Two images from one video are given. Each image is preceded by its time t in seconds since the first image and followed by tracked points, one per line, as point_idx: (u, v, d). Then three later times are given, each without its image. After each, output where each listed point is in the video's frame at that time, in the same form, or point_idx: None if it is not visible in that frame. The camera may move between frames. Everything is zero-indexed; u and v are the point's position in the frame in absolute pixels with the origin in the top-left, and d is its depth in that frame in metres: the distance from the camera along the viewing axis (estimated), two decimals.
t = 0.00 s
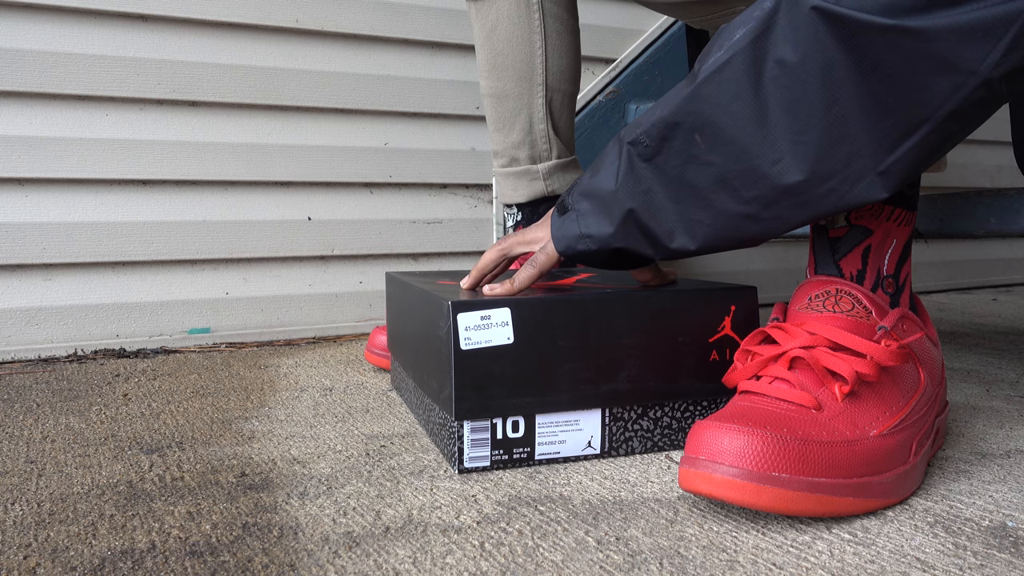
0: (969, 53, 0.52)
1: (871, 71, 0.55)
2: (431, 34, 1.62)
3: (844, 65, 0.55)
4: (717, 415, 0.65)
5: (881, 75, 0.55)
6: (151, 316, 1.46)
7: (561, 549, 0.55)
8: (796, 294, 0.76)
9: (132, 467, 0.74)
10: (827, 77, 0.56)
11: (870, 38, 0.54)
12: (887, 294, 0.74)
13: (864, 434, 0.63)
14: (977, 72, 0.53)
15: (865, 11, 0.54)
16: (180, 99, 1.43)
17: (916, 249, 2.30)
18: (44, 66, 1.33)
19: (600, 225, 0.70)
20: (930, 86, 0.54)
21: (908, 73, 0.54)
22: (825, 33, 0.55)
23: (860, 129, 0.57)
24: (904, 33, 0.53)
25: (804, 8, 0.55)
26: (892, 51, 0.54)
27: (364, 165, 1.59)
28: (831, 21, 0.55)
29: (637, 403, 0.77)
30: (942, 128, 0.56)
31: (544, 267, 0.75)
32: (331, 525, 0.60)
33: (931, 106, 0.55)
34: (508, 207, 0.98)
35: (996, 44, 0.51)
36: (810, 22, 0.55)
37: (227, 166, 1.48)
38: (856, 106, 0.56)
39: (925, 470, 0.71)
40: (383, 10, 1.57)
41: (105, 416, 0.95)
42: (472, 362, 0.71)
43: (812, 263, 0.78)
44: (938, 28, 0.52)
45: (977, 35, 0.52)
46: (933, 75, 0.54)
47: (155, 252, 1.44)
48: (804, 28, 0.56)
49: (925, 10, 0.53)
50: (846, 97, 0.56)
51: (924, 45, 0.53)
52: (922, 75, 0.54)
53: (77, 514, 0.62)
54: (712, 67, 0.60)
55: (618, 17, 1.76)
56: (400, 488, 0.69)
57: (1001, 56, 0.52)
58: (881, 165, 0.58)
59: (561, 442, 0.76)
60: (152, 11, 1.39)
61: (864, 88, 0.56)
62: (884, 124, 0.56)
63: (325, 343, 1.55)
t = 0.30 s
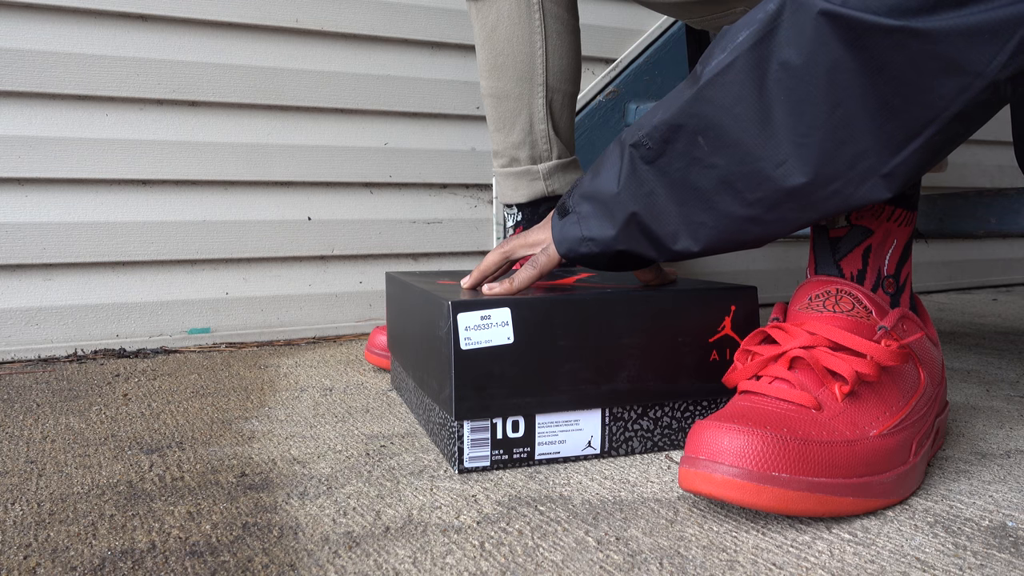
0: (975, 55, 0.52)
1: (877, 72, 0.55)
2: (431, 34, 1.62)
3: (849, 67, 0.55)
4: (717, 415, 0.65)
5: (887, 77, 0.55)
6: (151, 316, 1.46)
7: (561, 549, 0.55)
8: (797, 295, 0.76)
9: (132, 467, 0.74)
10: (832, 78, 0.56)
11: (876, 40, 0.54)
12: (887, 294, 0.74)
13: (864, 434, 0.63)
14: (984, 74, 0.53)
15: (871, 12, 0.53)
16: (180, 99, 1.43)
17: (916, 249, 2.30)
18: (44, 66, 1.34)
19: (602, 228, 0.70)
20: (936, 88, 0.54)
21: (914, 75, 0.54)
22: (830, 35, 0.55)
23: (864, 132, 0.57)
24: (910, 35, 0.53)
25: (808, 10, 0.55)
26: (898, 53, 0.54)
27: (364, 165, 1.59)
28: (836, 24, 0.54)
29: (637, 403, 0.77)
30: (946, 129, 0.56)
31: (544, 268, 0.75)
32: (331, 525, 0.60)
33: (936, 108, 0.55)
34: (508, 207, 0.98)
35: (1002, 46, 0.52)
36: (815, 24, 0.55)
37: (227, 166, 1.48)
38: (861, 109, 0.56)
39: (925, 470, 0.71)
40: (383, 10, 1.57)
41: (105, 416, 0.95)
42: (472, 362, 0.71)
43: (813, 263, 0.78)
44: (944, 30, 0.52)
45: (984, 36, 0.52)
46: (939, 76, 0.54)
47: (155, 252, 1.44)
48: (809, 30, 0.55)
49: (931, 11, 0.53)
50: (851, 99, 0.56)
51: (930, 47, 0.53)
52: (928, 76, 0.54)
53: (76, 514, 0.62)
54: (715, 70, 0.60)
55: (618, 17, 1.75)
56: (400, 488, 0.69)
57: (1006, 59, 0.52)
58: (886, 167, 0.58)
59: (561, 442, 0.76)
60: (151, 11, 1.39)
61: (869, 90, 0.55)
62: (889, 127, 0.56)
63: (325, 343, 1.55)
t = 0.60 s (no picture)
0: (978, 57, 0.52)
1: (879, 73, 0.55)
2: (431, 34, 1.62)
3: (850, 68, 0.55)
4: (717, 415, 0.65)
5: (889, 78, 0.55)
6: (151, 316, 1.46)
7: (561, 549, 0.55)
8: (796, 295, 0.76)
9: (132, 467, 0.74)
10: (833, 80, 0.56)
11: (877, 41, 0.54)
12: (887, 294, 0.74)
13: (864, 434, 0.63)
14: (985, 75, 0.53)
15: (873, 14, 0.53)
16: (180, 99, 1.43)
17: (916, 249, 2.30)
18: (44, 66, 1.34)
19: (602, 229, 0.70)
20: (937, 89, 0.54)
21: (916, 76, 0.54)
22: (832, 36, 0.55)
23: (865, 133, 0.57)
24: (912, 36, 0.53)
25: (810, 11, 0.55)
26: (900, 54, 0.54)
27: (364, 165, 1.59)
28: (838, 25, 0.54)
29: (637, 403, 0.77)
30: (947, 130, 0.56)
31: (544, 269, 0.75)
32: (331, 525, 0.60)
33: (938, 109, 0.55)
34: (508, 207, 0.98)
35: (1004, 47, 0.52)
36: (817, 25, 0.55)
37: (227, 166, 1.48)
38: (862, 110, 0.56)
39: (925, 471, 0.71)
40: (383, 10, 1.57)
41: (105, 416, 0.95)
42: (472, 362, 0.71)
43: (813, 264, 0.77)
44: (947, 30, 0.52)
45: (986, 36, 0.52)
46: (941, 78, 0.54)
47: (155, 252, 1.44)
48: (810, 31, 0.55)
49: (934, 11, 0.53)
50: (852, 101, 0.56)
51: (932, 48, 0.53)
52: (929, 77, 0.54)
53: (76, 514, 0.62)
54: (716, 71, 0.60)
55: (618, 17, 1.76)
56: (400, 488, 0.69)
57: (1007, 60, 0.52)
58: (887, 168, 0.58)
59: (561, 442, 0.76)
60: (151, 11, 1.39)
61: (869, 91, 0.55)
62: (890, 128, 0.56)
63: (326, 343, 1.55)
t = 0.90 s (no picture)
0: (973, 56, 0.52)
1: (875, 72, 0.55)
2: (431, 34, 1.62)
3: (845, 68, 0.55)
4: (717, 415, 0.65)
5: (885, 77, 0.54)
6: (151, 316, 1.46)
7: (561, 549, 0.55)
8: (796, 295, 0.76)
9: (132, 467, 0.74)
10: (830, 80, 0.56)
11: (873, 40, 0.54)
12: (886, 294, 0.74)
13: (864, 434, 0.63)
14: (981, 74, 0.53)
15: (869, 13, 0.53)
16: (180, 99, 1.43)
17: (916, 249, 2.30)
18: (44, 66, 1.34)
19: (600, 229, 0.70)
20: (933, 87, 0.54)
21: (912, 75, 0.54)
22: (828, 36, 0.54)
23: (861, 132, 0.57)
24: (908, 35, 0.53)
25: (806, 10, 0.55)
26: (895, 54, 0.53)
27: (364, 165, 1.59)
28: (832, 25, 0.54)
29: (637, 402, 0.77)
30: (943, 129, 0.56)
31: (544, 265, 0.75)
32: (331, 525, 0.60)
33: (933, 108, 0.55)
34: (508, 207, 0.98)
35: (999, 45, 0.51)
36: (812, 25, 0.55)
37: (227, 166, 1.48)
38: (859, 110, 0.56)
39: (925, 470, 0.71)
40: (383, 10, 1.57)
41: (105, 416, 0.95)
42: (472, 362, 0.71)
43: (812, 264, 0.78)
44: (942, 29, 0.52)
45: (981, 34, 0.51)
46: (937, 77, 0.54)
47: (155, 252, 1.44)
48: (806, 31, 0.55)
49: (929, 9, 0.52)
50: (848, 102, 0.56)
51: (928, 47, 0.53)
52: (926, 75, 0.54)
53: (76, 514, 0.62)
54: (713, 72, 0.60)
55: (618, 18, 1.76)
56: (400, 488, 0.69)
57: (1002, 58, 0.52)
58: (885, 167, 0.58)
59: (561, 442, 0.76)
60: (151, 11, 1.39)
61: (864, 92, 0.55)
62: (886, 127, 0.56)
63: (326, 343, 1.55)
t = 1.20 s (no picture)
0: (945, 36, 0.55)
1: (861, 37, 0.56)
2: (431, 34, 1.62)
3: (829, 23, 0.56)
4: (717, 415, 0.65)
5: (863, 41, 0.56)
6: (151, 316, 1.46)
7: (561, 549, 0.55)
8: (796, 294, 0.76)
9: (132, 467, 0.74)
10: (808, 40, 0.57)
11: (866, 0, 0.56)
12: (885, 293, 0.74)
13: (864, 434, 0.63)
14: (949, 55, 0.56)
15: None
16: (180, 99, 1.43)
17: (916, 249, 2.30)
18: (44, 66, 1.33)
19: (564, 136, 0.66)
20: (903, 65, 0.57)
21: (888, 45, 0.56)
22: None
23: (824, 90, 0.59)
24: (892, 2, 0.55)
25: None
26: (877, 23, 0.56)
27: (364, 165, 1.59)
28: None
29: (637, 402, 0.77)
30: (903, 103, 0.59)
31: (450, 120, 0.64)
32: (331, 525, 0.60)
33: (892, 87, 0.58)
34: (508, 207, 1.01)
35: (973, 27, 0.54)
36: None
37: (227, 166, 1.48)
38: (830, 71, 0.58)
39: (925, 471, 0.71)
40: (383, 10, 1.57)
41: (105, 416, 0.95)
42: (472, 362, 0.71)
43: (813, 262, 0.78)
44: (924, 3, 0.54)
45: (955, 18, 0.55)
46: (911, 52, 0.56)
47: (155, 252, 1.44)
48: None
49: None
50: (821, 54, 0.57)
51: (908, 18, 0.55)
52: (898, 50, 0.56)
53: (76, 514, 0.62)
54: None
55: (618, 18, 1.76)
56: (399, 488, 0.69)
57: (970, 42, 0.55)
58: (838, 129, 0.60)
59: (561, 442, 0.76)
60: (151, 11, 1.39)
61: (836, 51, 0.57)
62: (852, 88, 0.58)
63: (326, 343, 1.55)
